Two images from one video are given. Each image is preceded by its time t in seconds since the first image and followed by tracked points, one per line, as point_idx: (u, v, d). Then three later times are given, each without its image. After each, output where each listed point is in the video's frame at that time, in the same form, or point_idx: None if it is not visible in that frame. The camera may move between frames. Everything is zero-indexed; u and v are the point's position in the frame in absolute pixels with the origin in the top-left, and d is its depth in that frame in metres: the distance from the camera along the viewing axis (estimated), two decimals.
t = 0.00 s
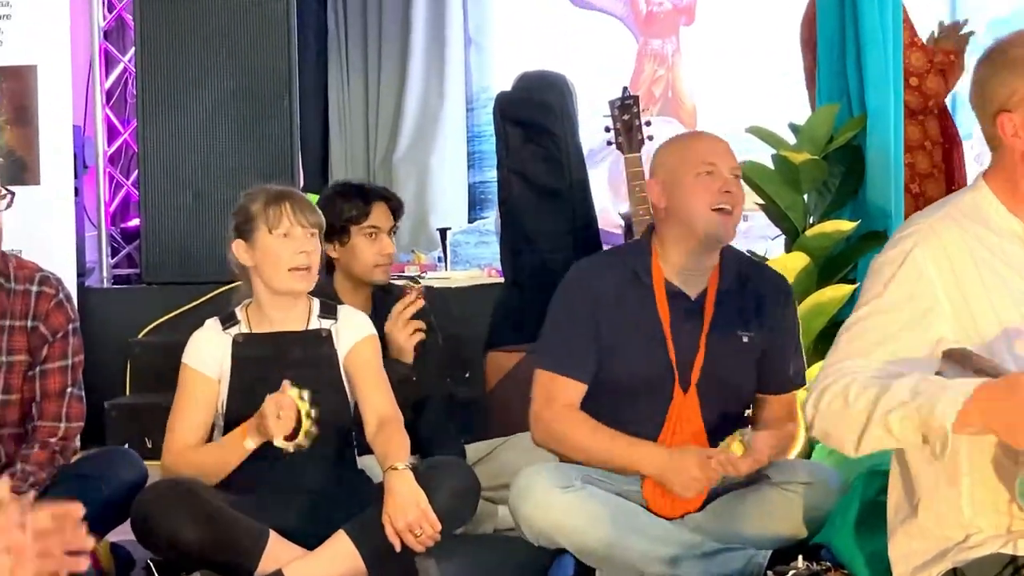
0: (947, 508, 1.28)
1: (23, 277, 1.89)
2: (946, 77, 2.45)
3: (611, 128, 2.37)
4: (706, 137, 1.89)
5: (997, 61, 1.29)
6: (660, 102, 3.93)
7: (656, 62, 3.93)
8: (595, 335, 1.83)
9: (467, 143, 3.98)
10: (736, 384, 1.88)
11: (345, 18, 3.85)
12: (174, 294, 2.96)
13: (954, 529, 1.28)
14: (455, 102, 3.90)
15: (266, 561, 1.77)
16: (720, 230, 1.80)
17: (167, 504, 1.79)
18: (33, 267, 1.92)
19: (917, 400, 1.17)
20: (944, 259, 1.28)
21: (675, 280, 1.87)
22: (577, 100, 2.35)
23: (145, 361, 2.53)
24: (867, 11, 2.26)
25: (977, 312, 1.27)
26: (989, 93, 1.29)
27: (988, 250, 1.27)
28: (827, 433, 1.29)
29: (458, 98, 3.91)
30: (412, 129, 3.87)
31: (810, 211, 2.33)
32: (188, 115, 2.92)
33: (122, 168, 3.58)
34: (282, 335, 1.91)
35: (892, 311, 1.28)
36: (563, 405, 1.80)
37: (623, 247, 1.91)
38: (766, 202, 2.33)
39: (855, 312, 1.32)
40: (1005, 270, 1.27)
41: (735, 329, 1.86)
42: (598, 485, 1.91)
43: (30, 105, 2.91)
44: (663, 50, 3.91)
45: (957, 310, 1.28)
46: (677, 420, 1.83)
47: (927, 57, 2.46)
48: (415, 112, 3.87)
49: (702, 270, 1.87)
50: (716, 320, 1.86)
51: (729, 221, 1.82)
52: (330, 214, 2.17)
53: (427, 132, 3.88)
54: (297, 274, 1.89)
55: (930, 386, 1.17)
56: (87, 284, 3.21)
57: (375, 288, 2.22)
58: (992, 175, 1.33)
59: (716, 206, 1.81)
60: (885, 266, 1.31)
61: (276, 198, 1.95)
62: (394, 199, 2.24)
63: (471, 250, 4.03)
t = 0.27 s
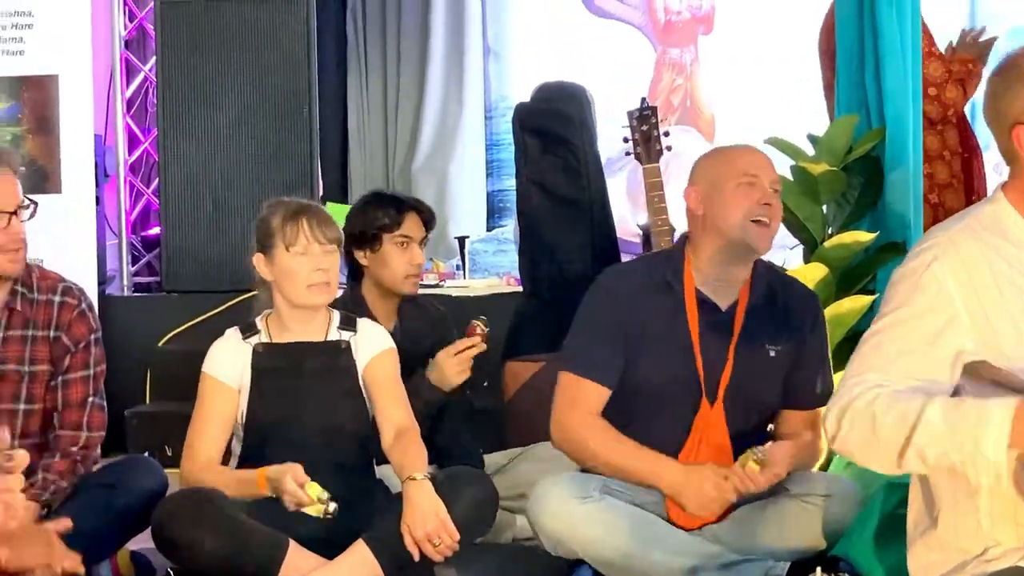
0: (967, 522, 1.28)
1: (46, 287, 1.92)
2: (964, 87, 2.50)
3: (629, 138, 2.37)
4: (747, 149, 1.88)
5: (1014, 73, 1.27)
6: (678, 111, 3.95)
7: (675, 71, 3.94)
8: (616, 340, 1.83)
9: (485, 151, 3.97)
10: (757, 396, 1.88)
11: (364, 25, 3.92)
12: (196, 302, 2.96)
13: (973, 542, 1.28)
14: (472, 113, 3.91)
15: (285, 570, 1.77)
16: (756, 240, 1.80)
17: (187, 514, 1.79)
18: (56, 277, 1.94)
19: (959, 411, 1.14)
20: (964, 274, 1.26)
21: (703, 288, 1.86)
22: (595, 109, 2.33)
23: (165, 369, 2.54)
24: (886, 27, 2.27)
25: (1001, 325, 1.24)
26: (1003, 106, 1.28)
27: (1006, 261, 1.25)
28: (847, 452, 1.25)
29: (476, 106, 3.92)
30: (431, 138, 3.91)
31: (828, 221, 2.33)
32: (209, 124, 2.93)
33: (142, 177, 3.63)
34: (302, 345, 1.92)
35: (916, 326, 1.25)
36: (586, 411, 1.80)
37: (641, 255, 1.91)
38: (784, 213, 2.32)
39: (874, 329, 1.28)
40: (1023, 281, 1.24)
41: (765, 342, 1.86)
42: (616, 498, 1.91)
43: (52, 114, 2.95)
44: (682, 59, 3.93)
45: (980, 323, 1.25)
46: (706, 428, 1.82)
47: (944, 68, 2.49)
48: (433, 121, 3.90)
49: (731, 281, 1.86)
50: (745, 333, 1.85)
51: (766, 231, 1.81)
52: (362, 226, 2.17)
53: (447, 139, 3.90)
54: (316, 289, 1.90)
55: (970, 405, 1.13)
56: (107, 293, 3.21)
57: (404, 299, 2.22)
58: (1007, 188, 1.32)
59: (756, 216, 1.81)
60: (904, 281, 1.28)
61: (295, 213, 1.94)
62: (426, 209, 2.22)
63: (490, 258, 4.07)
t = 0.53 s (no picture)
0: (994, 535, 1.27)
1: (74, 293, 1.93)
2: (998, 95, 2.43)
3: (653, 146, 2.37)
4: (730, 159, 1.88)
5: None
6: (702, 118, 4.25)
7: (698, 78, 4.23)
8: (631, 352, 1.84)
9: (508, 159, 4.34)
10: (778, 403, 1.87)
11: (388, 38, 4.32)
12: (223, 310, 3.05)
13: (998, 554, 1.27)
14: (496, 122, 4.30)
15: None
16: (747, 250, 1.80)
17: (214, 521, 1.80)
18: (84, 283, 1.96)
19: (1016, 450, 1.15)
20: (1000, 287, 1.24)
21: (709, 297, 1.87)
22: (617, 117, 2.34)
23: (188, 371, 2.56)
24: (909, 36, 2.25)
25: None
26: None
27: None
28: (911, 478, 1.27)
29: (499, 116, 4.30)
30: (454, 148, 4.31)
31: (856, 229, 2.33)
32: (235, 133, 2.94)
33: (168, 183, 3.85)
34: (329, 352, 1.92)
35: (961, 348, 1.24)
36: (606, 427, 1.80)
37: (649, 268, 1.92)
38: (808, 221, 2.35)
39: (917, 350, 1.28)
40: None
41: (773, 342, 1.88)
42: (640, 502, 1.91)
43: (79, 121, 3.03)
44: (705, 65, 4.22)
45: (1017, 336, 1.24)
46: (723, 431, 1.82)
47: (981, 75, 2.43)
48: (457, 129, 4.31)
49: (735, 286, 1.87)
50: (754, 337, 1.87)
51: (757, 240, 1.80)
52: (398, 232, 2.18)
53: (471, 148, 4.30)
54: (334, 294, 1.90)
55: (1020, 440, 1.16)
56: (135, 297, 3.30)
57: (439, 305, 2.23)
58: None
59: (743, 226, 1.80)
60: (940, 297, 1.27)
61: (307, 223, 1.94)
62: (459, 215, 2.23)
63: (512, 263, 4.35)
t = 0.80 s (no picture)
0: None
1: (114, 300, 1.94)
2: None
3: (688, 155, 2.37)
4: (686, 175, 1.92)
5: None
6: (739, 126, 4.36)
7: (735, 86, 4.35)
8: (635, 376, 1.88)
9: (544, 166, 4.38)
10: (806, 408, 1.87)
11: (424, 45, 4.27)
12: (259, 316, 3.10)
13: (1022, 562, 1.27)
14: (532, 131, 4.31)
15: None
16: (709, 263, 1.84)
17: (252, 528, 1.80)
18: (124, 289, 1.97)
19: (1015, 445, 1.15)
20: None
21: (700, 310, 1.89)
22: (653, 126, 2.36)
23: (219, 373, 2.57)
24: (945, 42, 2.24)
25: None
26: None
27: None
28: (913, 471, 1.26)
29: (535, 123, 4.32)
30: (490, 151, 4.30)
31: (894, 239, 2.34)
32: (273, 140, 2.96)
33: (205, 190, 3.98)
34: (364, 362, 1.92)
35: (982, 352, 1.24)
36: (629, 450, 1.82)
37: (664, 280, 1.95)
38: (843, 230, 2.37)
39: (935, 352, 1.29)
40: None
41: (774, 344, 1.88)
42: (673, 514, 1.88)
43: (119, 130, 3.09)
44: (742, 73, 4.33)
45: None
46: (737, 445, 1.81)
47: None
48: (493, 133, 4.30)
49: (723, 296, 1.90)
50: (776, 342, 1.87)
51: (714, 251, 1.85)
52: (435, 241, 2.19)
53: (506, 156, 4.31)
54: (363, 307, 1.90)
55: (1017, 435, 1.17)
56: (173, 304, 3.32)
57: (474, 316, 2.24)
58: None
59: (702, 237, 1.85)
60: (969, 301, 1.27)
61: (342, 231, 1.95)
62: (496, 225, 2.23)
63: (547, 271, 4.43)
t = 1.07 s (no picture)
0: None
1: (150, 305, 1.96)
2: None
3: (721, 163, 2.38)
4: (693, 188, 1.92)
5: None
6: (774, 131, 4.35)
7: (770, 92, 4.34)
8: (660, 383, 1.88)
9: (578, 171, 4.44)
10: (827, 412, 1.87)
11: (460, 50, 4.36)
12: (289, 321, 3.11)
13: None
14: (566, 135, 4.38)
15: None
16: (712, 276, 1.84)
17: (286, 534, 1.81)
18: (160, 295, 1.98)
19: None
20: None
21: (715, 319, 1.89)
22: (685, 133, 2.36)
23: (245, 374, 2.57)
24: (981, 50, 2.23)
25: None
26: None
27: None
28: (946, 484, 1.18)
29: (570, 126, 4.39)
30: (525, 156, 4.38)
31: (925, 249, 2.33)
32: (307, 146, 2.98)
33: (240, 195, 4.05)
34: (398, 367, 1.94)
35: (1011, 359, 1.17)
36: (649, 462, 1.83)
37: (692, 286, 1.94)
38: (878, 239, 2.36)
39: (969, 360, 1.22)
40: None
41: (790, 349, 1.88)
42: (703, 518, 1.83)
43: (154, 134, 3.12)
44: (778, 79, 4.33)
45: None
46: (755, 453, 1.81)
47: None
48: (528, 138, 4.37)
49: (735, 305, 1.90)
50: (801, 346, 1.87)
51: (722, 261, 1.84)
52: (460, 247, 2.19)
53: (539, 159, 4.38)
54: (393, 312, 1.91)
55: None
56: (208, 309, 3.35)
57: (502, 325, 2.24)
58: None
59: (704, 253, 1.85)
60: (999, 313, 1.21)
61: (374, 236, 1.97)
62: (525, 235, 2.24)
63: (582, 277, 4.36)
